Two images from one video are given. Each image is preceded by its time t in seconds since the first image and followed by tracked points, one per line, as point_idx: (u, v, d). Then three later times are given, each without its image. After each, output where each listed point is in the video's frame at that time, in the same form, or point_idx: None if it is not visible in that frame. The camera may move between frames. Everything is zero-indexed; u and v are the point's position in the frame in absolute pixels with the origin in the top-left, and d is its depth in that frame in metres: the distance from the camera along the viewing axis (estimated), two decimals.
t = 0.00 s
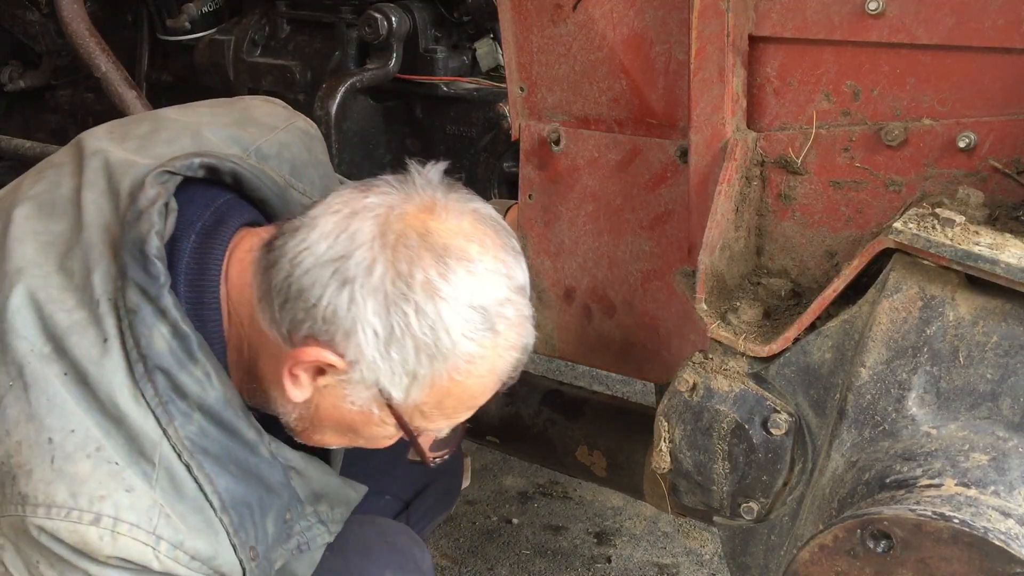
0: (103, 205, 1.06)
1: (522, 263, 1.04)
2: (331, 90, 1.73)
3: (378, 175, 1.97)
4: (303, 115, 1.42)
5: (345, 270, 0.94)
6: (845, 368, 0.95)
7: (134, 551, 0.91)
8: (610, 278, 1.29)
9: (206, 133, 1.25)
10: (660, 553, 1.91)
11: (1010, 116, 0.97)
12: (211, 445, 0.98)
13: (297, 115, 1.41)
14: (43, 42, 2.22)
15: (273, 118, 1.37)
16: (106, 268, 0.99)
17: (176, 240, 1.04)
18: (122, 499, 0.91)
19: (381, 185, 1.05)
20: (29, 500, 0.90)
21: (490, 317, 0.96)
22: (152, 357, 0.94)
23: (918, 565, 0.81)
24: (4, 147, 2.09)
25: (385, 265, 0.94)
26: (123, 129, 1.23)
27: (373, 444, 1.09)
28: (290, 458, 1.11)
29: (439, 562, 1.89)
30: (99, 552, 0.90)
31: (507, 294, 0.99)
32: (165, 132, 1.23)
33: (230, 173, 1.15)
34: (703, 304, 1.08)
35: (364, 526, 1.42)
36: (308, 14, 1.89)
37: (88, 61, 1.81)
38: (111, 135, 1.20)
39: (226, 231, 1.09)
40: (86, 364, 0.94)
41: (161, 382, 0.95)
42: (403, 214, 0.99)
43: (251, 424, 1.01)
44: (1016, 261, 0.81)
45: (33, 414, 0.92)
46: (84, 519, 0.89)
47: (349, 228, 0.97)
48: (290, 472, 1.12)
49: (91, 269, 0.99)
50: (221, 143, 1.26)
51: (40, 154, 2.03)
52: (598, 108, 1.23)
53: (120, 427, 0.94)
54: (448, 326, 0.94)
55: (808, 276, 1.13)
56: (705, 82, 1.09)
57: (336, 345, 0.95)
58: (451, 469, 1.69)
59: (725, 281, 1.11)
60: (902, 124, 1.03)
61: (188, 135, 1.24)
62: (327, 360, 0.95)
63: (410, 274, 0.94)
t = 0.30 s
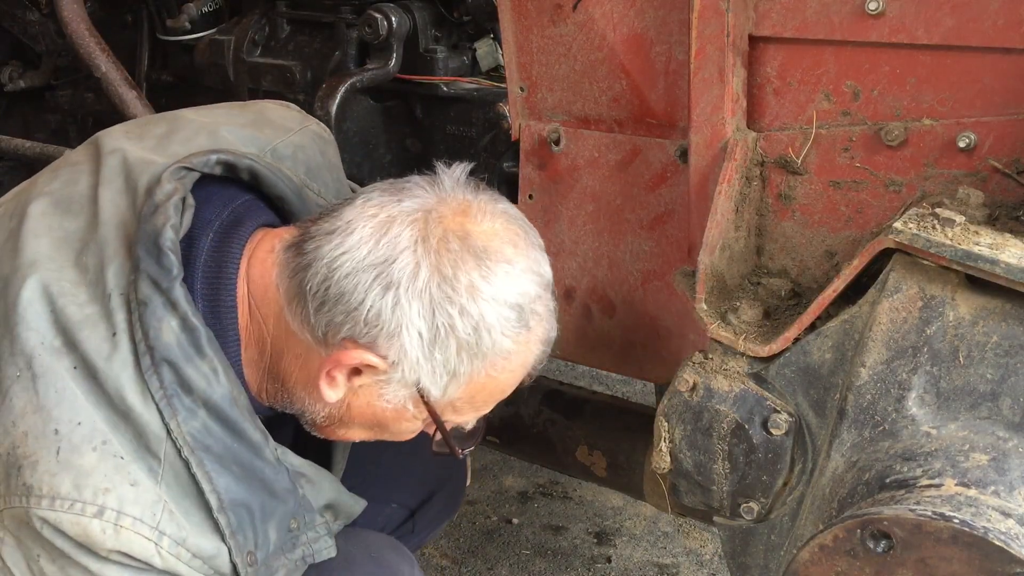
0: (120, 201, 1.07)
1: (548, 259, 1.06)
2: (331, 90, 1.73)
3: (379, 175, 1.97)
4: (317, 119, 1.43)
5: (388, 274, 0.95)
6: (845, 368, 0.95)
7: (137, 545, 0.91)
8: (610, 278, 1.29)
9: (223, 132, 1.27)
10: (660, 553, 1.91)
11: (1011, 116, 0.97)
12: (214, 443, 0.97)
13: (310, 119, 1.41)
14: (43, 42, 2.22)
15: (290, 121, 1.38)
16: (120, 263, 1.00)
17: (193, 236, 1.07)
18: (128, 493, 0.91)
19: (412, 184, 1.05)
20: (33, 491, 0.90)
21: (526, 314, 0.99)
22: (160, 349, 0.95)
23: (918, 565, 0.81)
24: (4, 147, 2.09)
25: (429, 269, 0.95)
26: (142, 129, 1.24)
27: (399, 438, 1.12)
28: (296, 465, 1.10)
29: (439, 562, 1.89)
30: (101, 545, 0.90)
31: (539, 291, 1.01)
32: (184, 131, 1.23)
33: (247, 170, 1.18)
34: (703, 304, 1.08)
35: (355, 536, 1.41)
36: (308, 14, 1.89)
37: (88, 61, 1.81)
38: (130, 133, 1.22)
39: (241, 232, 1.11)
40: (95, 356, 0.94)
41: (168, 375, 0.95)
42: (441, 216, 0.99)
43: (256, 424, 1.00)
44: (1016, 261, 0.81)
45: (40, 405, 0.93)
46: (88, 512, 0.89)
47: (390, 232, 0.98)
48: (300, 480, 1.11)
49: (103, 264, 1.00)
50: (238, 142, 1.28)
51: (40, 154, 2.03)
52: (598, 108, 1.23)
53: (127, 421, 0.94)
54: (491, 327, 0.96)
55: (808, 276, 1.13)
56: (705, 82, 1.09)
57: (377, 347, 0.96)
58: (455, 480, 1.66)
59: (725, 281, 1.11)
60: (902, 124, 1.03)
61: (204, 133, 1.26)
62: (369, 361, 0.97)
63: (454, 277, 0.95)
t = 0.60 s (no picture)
0: (119, 186, 1.07)
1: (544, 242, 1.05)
2: (331, 89, 1.73)
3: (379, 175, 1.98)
4: (318, 112, 1.44)
5: (373, 224, 0.95)
6: (845, 368, 0.95)
7: (99, 538, 0.89)
8: (610, 278, 1.29)
9: (223, 122, 1.28)
10: (660, 553, 1.91)
11: (1010, 116, 0.97)
12: (210, 423, 0.97)
13: (310, 112, 1.43)
14: (43, 42, 2.22)
15: (290, 112, 1.39)
16: (116, 244, 1.00)
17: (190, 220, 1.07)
18: (95, 484, 0.90)
19: (414, 156, 1.08)
20: (6, 476, 0.90)
21: (512, 284, 0.97)
22: (155, 327, 0.94)
23: (918, 565, 0.81)
24: (4, 147, 2.09)
25: (415, 221, 0.96)
26: (143, 118, 1.24)
27: (379, 424, 1.08)
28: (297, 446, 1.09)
29: (439, 562, 1.89)
30: (65, 535, 0.89)
31: (531, 268, 1.00)
32: (186, 120, 1.24)
33: (246, 156, 1.18)
34: (703, 304, 1.08)
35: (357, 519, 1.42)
36: (308, 14, 1.89)
37: (88, 61, 1.81)
38: (130, 121, 1.21)
39: (240, 214, 1.11)
40: (85, 336, 0.94)
41: (162, 355, 0.95)
42: (436, 178, 1.01)
43: (254, 404, 0.99)
44: (1016, 261, 0.81)
45: (19, 390, 0.92)
46: (54, 501, 0.88)
47: (381, 187, 0.99)
48: (298, 461, 1.11)
49: (99, 245, 1.00)
50: (239, 133, 1.28)
51: (40, 154, 2.03)
52: (598, 108, 1.23)
53: (115, 403, 0.94)
54: (472, 286, 0.94)
55: (808, 276, 1.13)
56: (706, 82, 1.09)
57: (356, 299, 0.94)
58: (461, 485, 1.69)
59: (725, 281, 1.11)
60: (902, 124, 1.03)
61: (205, 124, 1.26)
62: (346, 313, 0.94)
63: (439, 230, 0.95)
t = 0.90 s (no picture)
0: (100, 168, 1.09)
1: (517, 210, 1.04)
2: (331, 89, 1.73)
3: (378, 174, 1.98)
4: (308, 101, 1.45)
5: (329, 183, 0.96)
6: (845, 368, 0.95)
7: (64, 516, 0.89)
8: (610, 278, 1.29)
9: (211, 109, 1.29)
10: (660, 553, 1.91)
11: (1010, 116, 0.97)
12: (185, 403, 0.97)
13: (301, 100, 1.44)
14: (43, 41, 2.22)
15: (279, 100, 1.40)
16: (95, 225, 1.01)
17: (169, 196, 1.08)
18: (61, 462, 0.90)
19: (383, 123, 1.08)
20: None
21: (473, 248, 0.96)
22: (130, 307, 0.95)
23: (918, 565, 0.81)
24: (4, 147, 2.09)
25: (370, 179, 0.96)
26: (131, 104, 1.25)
27: (350, 397, 1.07)
28: (279, 429, 1.11)
29: (439, 562, 1.89)
30: (30, 512, 0.88)
31: (497, 233, 0.98)
32: (173, 106, 1.25)
33: (230, 140, 1.20)
34: (703, 304, 1.08)
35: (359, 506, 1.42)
36: (308, 14, 1.89)
37: (88, 61, 1.81)
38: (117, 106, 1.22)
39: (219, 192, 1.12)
40: (61, 314, 0.95)
41: (137, 335, 0.95)
42: (398, 140, 1.01)
43: (231, 386, 1.00)
44: (1016, 261, 0.81)
45: None
46: (19, 477, 0.88)
47: (341, 149, 0.99)
48: (278, 443, 1.12)
49: (78, 225, 1.01)
50: (226, 117, 1.30)
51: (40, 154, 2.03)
52: (598, 108, 1.23)
53: (87, 381, 0.94)
54: (427, 247, 0.93)
55: (808, 276, 1.13)
56: (706, 82, 1.09)
57: (313, 261, 0.94)
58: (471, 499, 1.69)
59: (725, 281, 1.11)
60: (902, 124, 1.03)
61: (192, 109, 1.27)
62: (302, 276, 0.94)
63: (394, 188, 0.95)
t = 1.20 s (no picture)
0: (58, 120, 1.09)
1: (466, 99, 1.05)
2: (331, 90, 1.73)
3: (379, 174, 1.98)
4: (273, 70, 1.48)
5: (272, 81, 0.97)
6: (845, 368, 0.95)
7: (11, 439, 0.90)
8: (610, 278, 1.29)
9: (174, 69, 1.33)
10: (660, 553, 1.91)
11: (1010, 115, 0.97)
12: (142, 334, 0.99)
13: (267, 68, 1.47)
14: (43, 41, 2.22)
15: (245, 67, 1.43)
16: (50, 167, 1.02)
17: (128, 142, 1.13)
18: (7, 387, 0.90)
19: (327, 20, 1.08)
20: None
21: (422, 131, 0.97)
22: (86, 238, 0.96)
23: (918, 565, 0.81)
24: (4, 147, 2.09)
25: (312, 72, 0.97)
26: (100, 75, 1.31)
27: (320, 300, 1.08)
28: (234, 364, 1.19)
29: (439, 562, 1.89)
30: None
31: (445, 114, 0.99)
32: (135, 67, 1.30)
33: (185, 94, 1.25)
34: (703, 305, 1.08)
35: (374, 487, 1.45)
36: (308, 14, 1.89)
37: (88, 61, 1.82)
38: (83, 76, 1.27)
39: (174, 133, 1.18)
40: (19, 247, 0.95)
41: (94, 266, 0.96)
42: (340, 34, 1.01)
43: (188, 320, 1.04)
44: (1016, 261, 0.81)
45: None
46: None
47: (281, 48, 1.00)
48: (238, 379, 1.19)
49: (36, 168, 1.02)
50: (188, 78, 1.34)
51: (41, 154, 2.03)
52: (598, 108, 1.23)
53: (39, 309, 0.94)
54: (376, 131, 0.94)
55: (808, 276, 1.13)
56: (706, 82, 1.09)
57: (264, 159, 0.96)
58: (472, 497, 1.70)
59: (725, 281, 1.11)
60: (902, 124, 1.03)
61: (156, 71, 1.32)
62: (256, 173, 0.96)
63: (336, 75, 0.96)
